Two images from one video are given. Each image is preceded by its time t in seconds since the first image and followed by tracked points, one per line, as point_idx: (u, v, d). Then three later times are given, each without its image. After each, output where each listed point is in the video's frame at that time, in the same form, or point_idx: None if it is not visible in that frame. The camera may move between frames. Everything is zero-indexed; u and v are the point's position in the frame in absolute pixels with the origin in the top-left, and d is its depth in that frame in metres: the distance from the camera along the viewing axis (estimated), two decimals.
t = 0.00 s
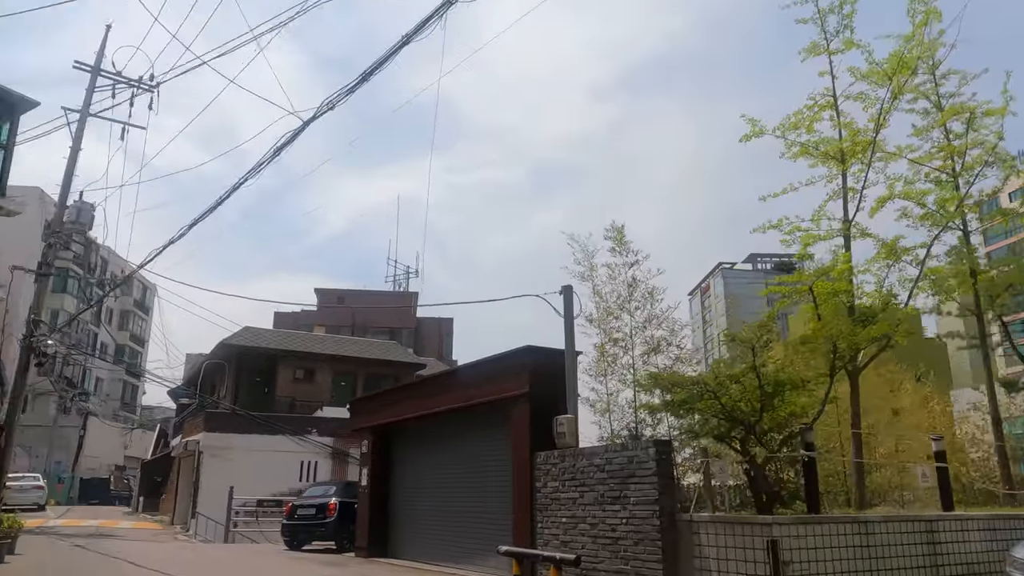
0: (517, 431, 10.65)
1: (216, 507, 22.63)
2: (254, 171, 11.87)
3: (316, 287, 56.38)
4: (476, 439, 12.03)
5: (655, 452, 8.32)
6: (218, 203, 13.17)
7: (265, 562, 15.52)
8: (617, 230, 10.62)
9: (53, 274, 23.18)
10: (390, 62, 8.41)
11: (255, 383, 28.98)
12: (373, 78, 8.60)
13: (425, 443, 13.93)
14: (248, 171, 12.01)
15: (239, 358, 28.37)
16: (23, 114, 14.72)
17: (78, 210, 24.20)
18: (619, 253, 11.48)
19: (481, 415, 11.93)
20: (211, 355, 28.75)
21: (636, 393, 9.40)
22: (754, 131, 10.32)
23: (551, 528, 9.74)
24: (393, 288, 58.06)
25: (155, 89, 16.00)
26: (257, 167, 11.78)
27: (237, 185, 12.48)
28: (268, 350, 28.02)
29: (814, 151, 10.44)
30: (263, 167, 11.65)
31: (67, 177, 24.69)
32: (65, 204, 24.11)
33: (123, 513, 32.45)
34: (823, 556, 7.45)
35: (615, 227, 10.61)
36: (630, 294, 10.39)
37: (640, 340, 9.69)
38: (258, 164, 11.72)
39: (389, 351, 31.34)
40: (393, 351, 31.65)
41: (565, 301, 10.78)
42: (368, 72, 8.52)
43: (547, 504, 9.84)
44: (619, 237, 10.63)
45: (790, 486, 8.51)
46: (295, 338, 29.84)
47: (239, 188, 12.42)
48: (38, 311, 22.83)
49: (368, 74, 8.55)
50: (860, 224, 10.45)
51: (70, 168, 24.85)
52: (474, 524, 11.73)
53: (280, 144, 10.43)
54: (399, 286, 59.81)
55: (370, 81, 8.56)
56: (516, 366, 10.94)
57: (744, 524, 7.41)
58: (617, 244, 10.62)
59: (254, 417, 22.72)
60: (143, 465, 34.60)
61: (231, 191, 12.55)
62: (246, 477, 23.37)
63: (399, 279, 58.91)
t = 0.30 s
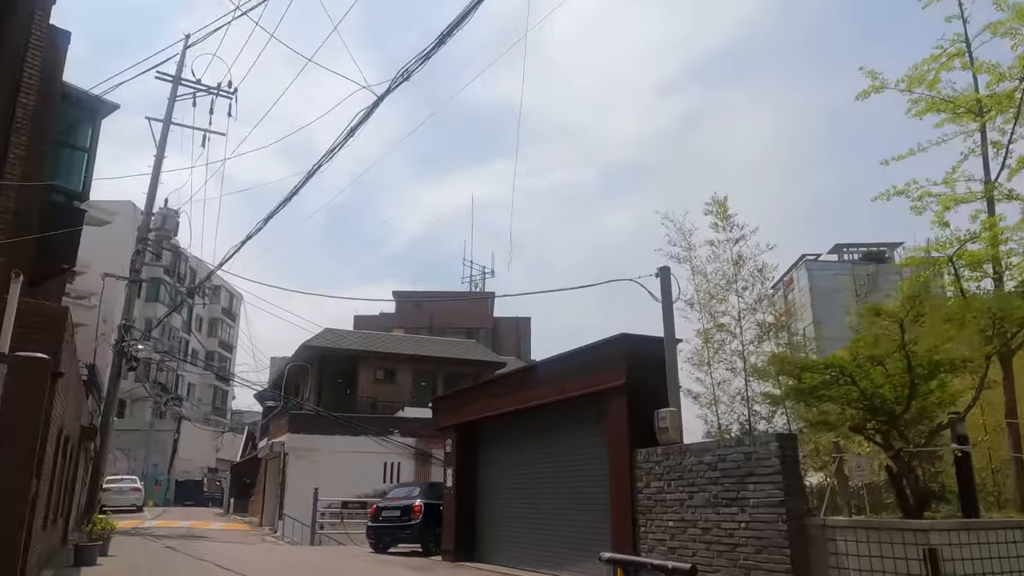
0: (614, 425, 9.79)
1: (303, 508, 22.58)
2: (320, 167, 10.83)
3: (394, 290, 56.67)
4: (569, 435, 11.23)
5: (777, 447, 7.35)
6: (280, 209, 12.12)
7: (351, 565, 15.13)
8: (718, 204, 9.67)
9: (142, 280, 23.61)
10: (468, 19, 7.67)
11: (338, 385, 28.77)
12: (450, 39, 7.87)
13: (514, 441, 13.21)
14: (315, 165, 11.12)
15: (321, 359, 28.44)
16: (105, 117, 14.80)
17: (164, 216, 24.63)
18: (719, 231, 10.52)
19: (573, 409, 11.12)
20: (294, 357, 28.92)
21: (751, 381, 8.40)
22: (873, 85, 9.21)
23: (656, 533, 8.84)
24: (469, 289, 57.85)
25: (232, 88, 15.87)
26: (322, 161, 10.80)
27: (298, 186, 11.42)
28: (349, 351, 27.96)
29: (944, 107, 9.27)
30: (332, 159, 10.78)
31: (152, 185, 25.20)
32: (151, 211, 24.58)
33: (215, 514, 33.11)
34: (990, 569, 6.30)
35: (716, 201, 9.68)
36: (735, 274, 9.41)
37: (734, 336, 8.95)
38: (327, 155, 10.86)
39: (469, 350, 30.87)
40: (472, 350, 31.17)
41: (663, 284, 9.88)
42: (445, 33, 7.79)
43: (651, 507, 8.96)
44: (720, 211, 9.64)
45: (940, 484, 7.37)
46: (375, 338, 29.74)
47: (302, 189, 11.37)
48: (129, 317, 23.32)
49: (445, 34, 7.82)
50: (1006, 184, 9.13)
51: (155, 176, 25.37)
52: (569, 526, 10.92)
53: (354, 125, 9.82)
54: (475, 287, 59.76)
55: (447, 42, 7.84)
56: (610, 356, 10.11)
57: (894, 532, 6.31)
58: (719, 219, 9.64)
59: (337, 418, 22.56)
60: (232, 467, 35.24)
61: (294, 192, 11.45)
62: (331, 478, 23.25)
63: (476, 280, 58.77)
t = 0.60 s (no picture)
0: (697, 417, 8.90)
1: (362, 509, 22.15)
2: (370, 145, 10.20)
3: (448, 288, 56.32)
4: (645, 428, 10.36)
5: (898, 440, 6.35)
6: (338, 184, 11.63)
7: (413, 568, 14.53)
8: (812, 170, 8.54)
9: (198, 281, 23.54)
10: None
11: (394, 384, 28.41)
12: None
13: (582, 438, 12.38)
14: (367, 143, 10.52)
15: (377, 358, 28.08)
16: (155, 112, 14.53)
17: (218, 216, 24.51)
18: (812, 199, 9.37)
19: (649, 400, 10.25)
20: (350, 356, 28.63)
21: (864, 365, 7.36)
22: (989, 29, 8.07)
23: (751, 537, 7.91)
24: (523, 286, 57.15)
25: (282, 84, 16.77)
26: (373, 139, 10.12)
27: (352, 165, 10.87)
28: (405, 349, 27.52)
29: None
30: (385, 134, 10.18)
31: (207, 186, 25.16)
32: (206, 212, 24.53)
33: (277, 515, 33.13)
34: None
35: (810, 166, 8.55)
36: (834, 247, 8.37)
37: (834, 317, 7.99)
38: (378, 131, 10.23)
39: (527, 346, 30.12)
40: (529, 347, 30.41)
41: (749, 262, 8.92)
42: None
43: (744, 508, 8.03)
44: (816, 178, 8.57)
45: None
46: (431, 336, 29.23)
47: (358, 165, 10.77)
48: (187, 318, 23.29)
49: None
50: None
51: (210, 177, 25.33)
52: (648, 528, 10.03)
53: (407, 96, 9.12)
54: (529, 284, 59.04)
55: None
56: (691, 341, 9.19)
57: None
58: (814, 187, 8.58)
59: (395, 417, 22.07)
60: (292, 468, 35.26)
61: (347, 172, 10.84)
62: (390, 478, 22.78)
63: (529, 277, 58.05)
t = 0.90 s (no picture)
0: (762, 407, 8.05)
1: (395, 510, 21.53)
2: (401, 112, 9.49)
3: (476, 286, 55.73)
4: (699, 422, 9.53)
5: (1014, 432, 5.46)
6: (374, 154, 11.11)
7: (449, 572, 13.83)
8: (895, 131, 7.66)
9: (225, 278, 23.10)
10: None
11: (425, 382, 27.57)
12: None
13: (627, 433, 11.56)
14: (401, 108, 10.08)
15: (407, 355, 27.49)
16: (176, 99, 13.97)
17: (244, 213, 24.01)
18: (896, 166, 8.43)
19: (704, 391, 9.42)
20: (379, 354, 28.07)
21: (966, 344, 6.43)
22: None
23: (833, 542, 7.05)
24: (551, 282, 56.40)
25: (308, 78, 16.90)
26: (407, 107, 9.62)
27: (386, 133, 10.45)
28: (435, 346, 26.88)
29: None
30: (418, 101, 9.68)
31: (233, 183, 24.70)
32: (232, 209, 24.06)
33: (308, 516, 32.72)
34: None
35: (892, 127, 7.63)
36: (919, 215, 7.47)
37: (921, 293, 7.10)
38: (411, 99, 9.68)
39: (559, 342, 29.37)
40: (562, 342, 29.63)
41: (819, 235, 8.06)
42: None
43: (824, 509, 7.17)
44: (899, 141, 7.67)
45: None
46: (461, 333, 28.59)
47: (392, 133, 10.31)
48: (214, 316, 22.85)
49: None
50: None
51: (235, 173, 24.88)
52: (705, 530, 9.19)
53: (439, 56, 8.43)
54: (558, 280, 58.28)
55: None
56: (752, 323, 8.36)
57: None
58: (897, 151, 7.69)
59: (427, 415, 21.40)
60: (323, 468, 34.86)
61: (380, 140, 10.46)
62: (423, 478, 22.14)
63: (558, 274, 57.31)
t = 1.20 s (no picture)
0: (833, 394, 7.27)
1: (419, 509, 20.86)
2: (426, 80, 8.75)
3: (494, 283, 55.06)
4: (756, 410, 8.76)
5: None
6: (397, 127, 10.40)
7: None
8: (978, 84, 6.86)
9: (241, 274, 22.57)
10: None
11: (446, 378, 27.00)
12: None
13: (672, 425, 10.81)
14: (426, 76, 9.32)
15: (428, 352, 26.86)
16: (187, 83, 13.37)
17: (260, 207, 23.45)
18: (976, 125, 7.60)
19: (762, 377, 8.65)
20: (400, 351, 27.46)
21: None
22: None
23: (921, 544, 6.27)
24: (571, 278, 55.60)
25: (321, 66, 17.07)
26: (431, 73, 8.96)
27: (409, 104, 9.78)
28: (456, 341, 26.20)
29: None
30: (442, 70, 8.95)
31: (248, 177, 24.16)
32: (247, 203, 23.51)
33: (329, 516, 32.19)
34: None
35: (974, 81, 6.87)
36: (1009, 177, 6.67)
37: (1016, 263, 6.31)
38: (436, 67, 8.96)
39: (583, 336, 28.62)
40: (586, 336, 28.85)
41: (891, 204, 7.27)
42: None
43: (910, 507, 6.39)
44: (982, 95, 6.86)
45: None
46: (483, 328, 27.90)
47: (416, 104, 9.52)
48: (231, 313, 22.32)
49: None
50: None
51: (250, 168, 24.34)
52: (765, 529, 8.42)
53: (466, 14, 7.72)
54: (577, 276, 57.46)
55: None
56: (817, 302, 7.57)
57: None
58: (980, 107, 6.89)
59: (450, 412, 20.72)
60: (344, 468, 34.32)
61: (404, 112, 9.67)
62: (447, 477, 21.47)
63: (578, 269, 56.49)
